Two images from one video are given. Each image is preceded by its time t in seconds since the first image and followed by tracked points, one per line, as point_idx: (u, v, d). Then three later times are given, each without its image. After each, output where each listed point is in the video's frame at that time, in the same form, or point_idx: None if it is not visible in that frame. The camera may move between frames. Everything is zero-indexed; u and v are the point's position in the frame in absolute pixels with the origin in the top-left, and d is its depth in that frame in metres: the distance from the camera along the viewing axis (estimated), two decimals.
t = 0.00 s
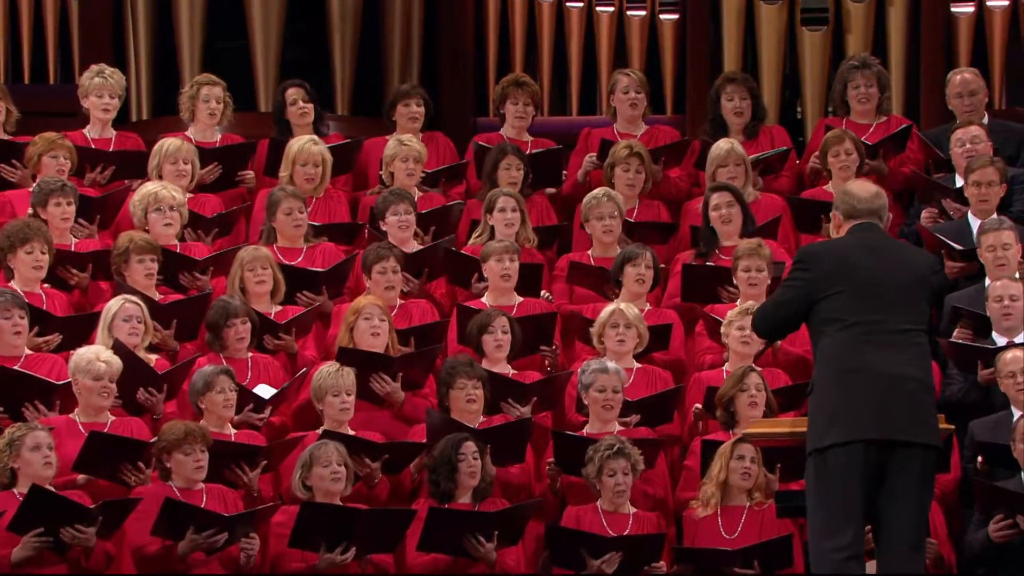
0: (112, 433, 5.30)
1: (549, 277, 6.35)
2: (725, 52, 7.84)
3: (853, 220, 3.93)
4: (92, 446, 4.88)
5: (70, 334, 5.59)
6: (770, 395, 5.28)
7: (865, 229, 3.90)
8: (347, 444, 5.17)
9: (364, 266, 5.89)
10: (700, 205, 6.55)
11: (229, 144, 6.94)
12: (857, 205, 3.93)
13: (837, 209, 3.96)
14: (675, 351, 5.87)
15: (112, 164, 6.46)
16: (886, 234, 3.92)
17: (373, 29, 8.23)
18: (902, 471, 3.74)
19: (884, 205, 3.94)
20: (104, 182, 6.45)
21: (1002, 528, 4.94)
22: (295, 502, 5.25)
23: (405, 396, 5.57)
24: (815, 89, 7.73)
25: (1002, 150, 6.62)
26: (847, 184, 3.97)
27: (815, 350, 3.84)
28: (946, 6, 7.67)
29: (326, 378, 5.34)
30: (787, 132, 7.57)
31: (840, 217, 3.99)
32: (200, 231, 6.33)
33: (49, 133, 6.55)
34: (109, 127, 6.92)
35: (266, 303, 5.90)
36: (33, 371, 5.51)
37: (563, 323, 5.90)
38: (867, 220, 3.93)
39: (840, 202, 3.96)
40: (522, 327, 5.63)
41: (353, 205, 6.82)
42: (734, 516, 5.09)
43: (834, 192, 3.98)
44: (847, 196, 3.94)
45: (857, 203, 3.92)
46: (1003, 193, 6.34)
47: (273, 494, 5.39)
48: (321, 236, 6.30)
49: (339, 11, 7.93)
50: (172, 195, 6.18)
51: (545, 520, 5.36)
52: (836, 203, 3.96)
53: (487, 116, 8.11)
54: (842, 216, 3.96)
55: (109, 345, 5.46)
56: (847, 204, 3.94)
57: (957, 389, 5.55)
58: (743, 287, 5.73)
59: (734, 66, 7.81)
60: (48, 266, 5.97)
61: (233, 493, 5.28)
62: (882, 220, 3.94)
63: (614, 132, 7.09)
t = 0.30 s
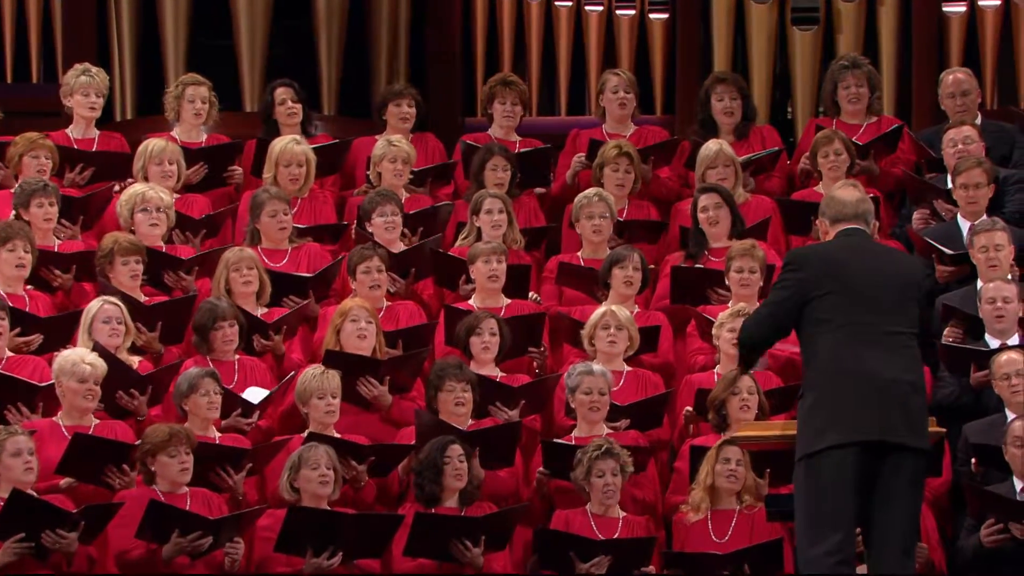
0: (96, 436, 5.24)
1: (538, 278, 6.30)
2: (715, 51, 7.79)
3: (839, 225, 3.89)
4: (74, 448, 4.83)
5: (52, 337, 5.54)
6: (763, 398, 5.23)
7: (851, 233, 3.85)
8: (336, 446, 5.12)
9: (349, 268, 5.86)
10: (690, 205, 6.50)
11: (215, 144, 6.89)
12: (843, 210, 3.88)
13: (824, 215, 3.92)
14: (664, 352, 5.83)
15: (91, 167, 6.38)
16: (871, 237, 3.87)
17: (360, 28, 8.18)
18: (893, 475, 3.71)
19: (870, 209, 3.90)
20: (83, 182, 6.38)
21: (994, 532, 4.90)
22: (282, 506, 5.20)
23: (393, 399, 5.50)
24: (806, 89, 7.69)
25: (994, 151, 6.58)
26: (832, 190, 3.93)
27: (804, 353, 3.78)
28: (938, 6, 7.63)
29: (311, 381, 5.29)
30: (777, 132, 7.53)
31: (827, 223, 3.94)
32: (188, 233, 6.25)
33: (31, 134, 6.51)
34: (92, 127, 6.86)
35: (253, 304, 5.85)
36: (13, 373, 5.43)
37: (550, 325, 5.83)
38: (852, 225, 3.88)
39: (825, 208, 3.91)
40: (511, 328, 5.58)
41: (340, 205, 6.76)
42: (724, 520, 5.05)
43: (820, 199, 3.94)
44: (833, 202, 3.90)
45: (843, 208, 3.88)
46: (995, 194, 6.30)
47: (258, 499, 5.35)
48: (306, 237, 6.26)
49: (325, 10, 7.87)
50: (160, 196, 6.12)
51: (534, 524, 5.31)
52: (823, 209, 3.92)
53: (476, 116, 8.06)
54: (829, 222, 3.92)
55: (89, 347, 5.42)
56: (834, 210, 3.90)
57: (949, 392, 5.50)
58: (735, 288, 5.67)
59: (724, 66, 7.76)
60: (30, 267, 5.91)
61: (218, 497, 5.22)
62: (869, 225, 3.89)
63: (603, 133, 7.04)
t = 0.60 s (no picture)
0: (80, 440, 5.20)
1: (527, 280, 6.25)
2: (705, 52, 7.74)
3: (826, 222, 3.83)
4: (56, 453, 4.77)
5: (35, 339, 5.48)
6: (757, 401, 5.18)
7: (838, 231, 3.81)
8: (324, 448, 5.06)
9: (335, 270, 5.80)
10: (680, 206, 6.45)
11: (200, 144, 6.83)
12: (829, 205, 3.83)
13: (809, 211, 3.85)
14: (652, 355, 5.79)
15: (74, 166, 6.37)
16: (859, 235, 3.82)
17: (347, 28, 8.12)
18: (883, 477, 3.65)
19: (856, 205, 3.84)
20: (67, 183, 6.37)
21: (985, 536, 4.85)
22: (268, 510, 5.15)
23: (379, 402, 5.45)
24: (797, 90, 7.64)
25: (986, 153, 6.54)
26: (818, 186, 3.87)
27: (793, 353, 3.74)
28: (929, 7, 7.59)
29: (296, 384, 5.25)
30: (767, 133, 7.49)
31: (812, 219, 3.88)
32: (175, 235, 6.15)
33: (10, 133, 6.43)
34: (75, 128, 6.80)
35: (238, 307, 5.77)
36: None
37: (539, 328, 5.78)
38: (840, 222, 3.83)
39: (812, 204, 3.85)
40: (499, 330, 5.53)
41: (327, 207, 6.71)
42: (714, 525, 5.00)
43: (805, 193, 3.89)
44: (819, 197, 3.85)
45: (829, 204, 3.82)
46: (987, 195, 6.26)
47: (243, 503, 5.30)
48: (291, 238, 6.21)
49: (311, 10, 7.81)
50: (149, 199, 6.06)
51: (522, 528, 5.26)
52: (808, 204, 3.86)
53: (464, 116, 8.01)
54: (815, 219, 3.86)
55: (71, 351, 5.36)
56: (820, 205, 3.84)
57: (941, 394, 5.46)
58: (727, 289, 5.64)
59: (714, 66, 7.72)
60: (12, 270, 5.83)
61: (202, 502, 5.18)
62: (854, 221, 3.84)
63: (592, 134, 6.99)
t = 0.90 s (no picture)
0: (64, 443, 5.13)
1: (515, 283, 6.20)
2: (694, 52, 7.70)
3: (817, 223, 3.78)
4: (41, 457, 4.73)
5: (14, 342, 5.47)
6: (750, 403, 5.12)
7: (829, 233, 3.75)
8: (310, 451, 5.01)
9: (321, 274, 5.75)
10: (669, 207, 6.40)
11: (185, 144, 6.78)
12: (819, 205, 3.78)
13: (800, 210, 3.81)
14: (640, 359, 5.72)
15: (56, 165, 6.35)
16: (849, 235, 3.77)
17: (334, 29, 8.07)
18: (873, 482, 3.63)
19: (847, 206, 3.79)
20: (49, 183, 6.34)
21: (975, 541, 4.80)
22: (253, 515, 5.09)
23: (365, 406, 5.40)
24: (787, 91, 7.60)
25: (978, 154, 6.51)
26: (808, 186, 3.82)
27: (782, 357, 3.70)
28: (920, 7, 7.55)
29: (281, 388, 5.18)
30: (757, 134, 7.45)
31: (802, 221, 3.83)
32: (160, 239, 6.05)
33: None
34: (59, 129, 6.74)
35: (223, 309, 5.71)
36: None
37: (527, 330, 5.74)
38: (830, 222, 3.78)
39: (802, 204, 3.81)
40: (487, 332, 5.48)
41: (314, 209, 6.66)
42: (704, 530, 4.95)
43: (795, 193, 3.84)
44: (809, 197, 3.80)
45: (819, 203, 3.78)
46: (979, 197, 6.22)
47: (228, 508, 5.24)
48: (276, 240, 6.15)
49: (297, 10, 7.75)
50: (136, 201, 5.99)
51: (511, 533, 5.20)
52: (799, 204, 3.81)
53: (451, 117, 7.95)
54: (805, 219, 3.81)
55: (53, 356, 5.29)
56: (810, 205, 3.79)
57: (933, 397, 5.42)
58: (717, 292, 5.54)
59: (704, 66, 7.67)
60: None
61: (186, 507, 5.12)
62: (845, 221, 3.79)
63: (580, 135, 6.94)
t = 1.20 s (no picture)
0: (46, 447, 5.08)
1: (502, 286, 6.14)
2: (683, 53, 7.65)
3: (801, 224, 3.72)
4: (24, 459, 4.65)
5: None
6: (742, 409, 5.07)
7: (811, 234, 3.70)
8: (295, 455, 4.95)
9: (305, 276, 5.69)
10: (659, 209, 6.35)
11: (168, 145, 6.72)
12: (804, 205, 3.72)
13: (783, 210, 3.74)
14: (627, 362, 5.67)
15: (38, 166, 6.26)
16: (832, 238, 3.72)
17: (319, 29, 8.01)
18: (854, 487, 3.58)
19: (833, 209, 3.73)
20: (31, 184, 6.27)
21: (966, 546, 4.76)
22: (237, 520, 5.03)
23: (350, 410, 5.35)
24: (776, 92, 7.56)
25: (970, 155, 6.46)
26: (795, 185, 3.76)
27: (762, 359, 3.65)
28: (911, 8, 7.51)
29: (267, 391, 5.14)
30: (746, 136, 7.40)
31: (786, 221, 3.77)
32: (143, 241, 6.01)
33: None
34: (41, 129, 6.68)
35: (207, 312, 5.67)
36: None
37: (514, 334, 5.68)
38: (815, 225, 3.71)
39: (788, 203, 3.74)
40: (474, 336, 5.43)
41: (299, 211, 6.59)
42: (693, 535, 4.90)
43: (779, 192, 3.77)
44: (794, 197, 3.73)
45: (804, 204, 3.71)
46: (971, 199, 6.18)
47: (211, 512, 5.18)
48: (262, 242, 6.10)
49: (281, 9, 7.69)
50: (121, 204, 5.93)
51: (498, 539, 5.15)
52: (782, 203, 3.75)
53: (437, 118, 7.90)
54: (789, 218, 3.74)
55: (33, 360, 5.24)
56: (796, 205, 3.73)
57: (923, 400, 5.37)
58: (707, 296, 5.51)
59: (693, 67, 7.62)
60: None
61: (169, 512, 5.05)
62: (830, 224, 3.73)
63: (568, 136, 6.88)
